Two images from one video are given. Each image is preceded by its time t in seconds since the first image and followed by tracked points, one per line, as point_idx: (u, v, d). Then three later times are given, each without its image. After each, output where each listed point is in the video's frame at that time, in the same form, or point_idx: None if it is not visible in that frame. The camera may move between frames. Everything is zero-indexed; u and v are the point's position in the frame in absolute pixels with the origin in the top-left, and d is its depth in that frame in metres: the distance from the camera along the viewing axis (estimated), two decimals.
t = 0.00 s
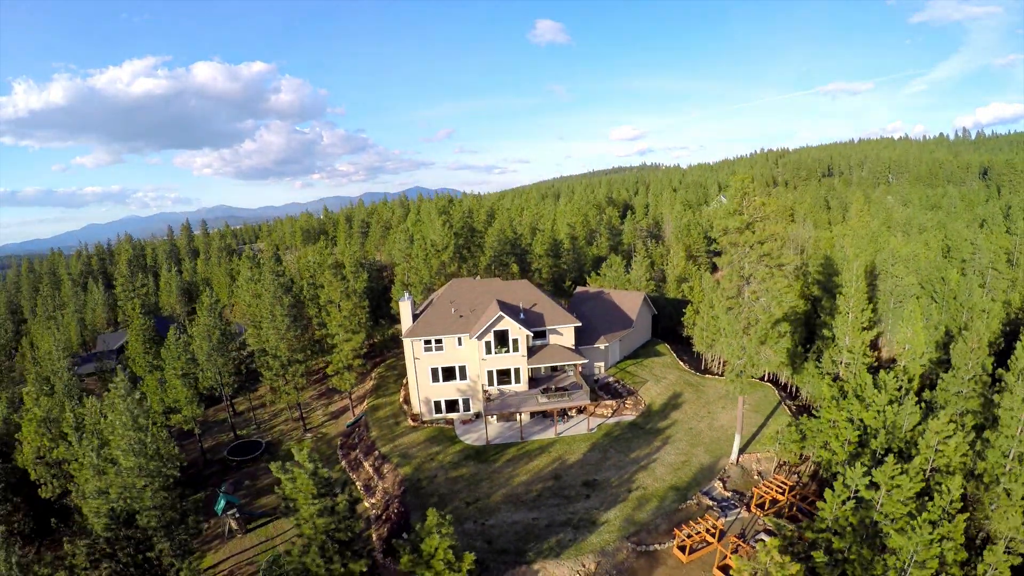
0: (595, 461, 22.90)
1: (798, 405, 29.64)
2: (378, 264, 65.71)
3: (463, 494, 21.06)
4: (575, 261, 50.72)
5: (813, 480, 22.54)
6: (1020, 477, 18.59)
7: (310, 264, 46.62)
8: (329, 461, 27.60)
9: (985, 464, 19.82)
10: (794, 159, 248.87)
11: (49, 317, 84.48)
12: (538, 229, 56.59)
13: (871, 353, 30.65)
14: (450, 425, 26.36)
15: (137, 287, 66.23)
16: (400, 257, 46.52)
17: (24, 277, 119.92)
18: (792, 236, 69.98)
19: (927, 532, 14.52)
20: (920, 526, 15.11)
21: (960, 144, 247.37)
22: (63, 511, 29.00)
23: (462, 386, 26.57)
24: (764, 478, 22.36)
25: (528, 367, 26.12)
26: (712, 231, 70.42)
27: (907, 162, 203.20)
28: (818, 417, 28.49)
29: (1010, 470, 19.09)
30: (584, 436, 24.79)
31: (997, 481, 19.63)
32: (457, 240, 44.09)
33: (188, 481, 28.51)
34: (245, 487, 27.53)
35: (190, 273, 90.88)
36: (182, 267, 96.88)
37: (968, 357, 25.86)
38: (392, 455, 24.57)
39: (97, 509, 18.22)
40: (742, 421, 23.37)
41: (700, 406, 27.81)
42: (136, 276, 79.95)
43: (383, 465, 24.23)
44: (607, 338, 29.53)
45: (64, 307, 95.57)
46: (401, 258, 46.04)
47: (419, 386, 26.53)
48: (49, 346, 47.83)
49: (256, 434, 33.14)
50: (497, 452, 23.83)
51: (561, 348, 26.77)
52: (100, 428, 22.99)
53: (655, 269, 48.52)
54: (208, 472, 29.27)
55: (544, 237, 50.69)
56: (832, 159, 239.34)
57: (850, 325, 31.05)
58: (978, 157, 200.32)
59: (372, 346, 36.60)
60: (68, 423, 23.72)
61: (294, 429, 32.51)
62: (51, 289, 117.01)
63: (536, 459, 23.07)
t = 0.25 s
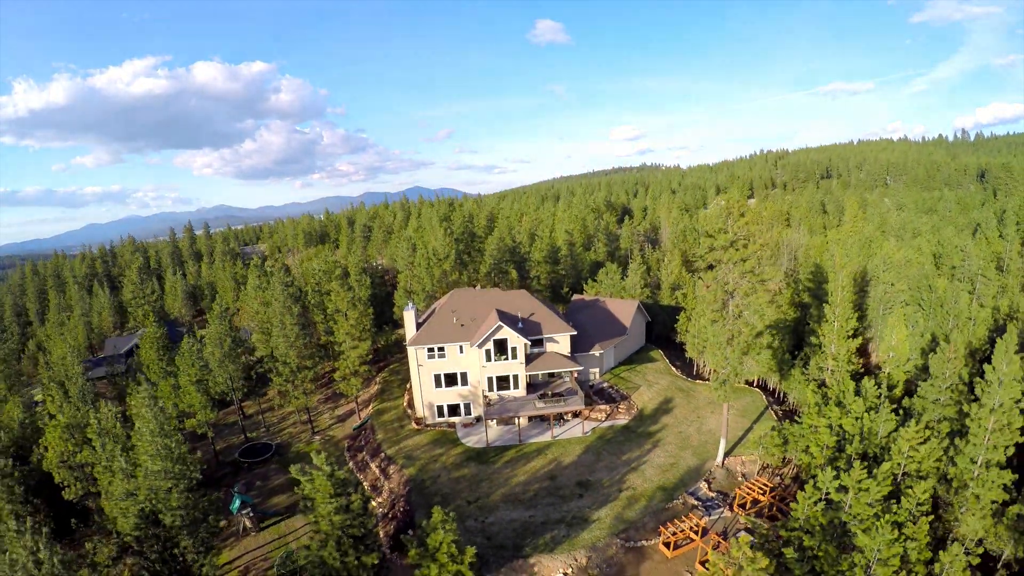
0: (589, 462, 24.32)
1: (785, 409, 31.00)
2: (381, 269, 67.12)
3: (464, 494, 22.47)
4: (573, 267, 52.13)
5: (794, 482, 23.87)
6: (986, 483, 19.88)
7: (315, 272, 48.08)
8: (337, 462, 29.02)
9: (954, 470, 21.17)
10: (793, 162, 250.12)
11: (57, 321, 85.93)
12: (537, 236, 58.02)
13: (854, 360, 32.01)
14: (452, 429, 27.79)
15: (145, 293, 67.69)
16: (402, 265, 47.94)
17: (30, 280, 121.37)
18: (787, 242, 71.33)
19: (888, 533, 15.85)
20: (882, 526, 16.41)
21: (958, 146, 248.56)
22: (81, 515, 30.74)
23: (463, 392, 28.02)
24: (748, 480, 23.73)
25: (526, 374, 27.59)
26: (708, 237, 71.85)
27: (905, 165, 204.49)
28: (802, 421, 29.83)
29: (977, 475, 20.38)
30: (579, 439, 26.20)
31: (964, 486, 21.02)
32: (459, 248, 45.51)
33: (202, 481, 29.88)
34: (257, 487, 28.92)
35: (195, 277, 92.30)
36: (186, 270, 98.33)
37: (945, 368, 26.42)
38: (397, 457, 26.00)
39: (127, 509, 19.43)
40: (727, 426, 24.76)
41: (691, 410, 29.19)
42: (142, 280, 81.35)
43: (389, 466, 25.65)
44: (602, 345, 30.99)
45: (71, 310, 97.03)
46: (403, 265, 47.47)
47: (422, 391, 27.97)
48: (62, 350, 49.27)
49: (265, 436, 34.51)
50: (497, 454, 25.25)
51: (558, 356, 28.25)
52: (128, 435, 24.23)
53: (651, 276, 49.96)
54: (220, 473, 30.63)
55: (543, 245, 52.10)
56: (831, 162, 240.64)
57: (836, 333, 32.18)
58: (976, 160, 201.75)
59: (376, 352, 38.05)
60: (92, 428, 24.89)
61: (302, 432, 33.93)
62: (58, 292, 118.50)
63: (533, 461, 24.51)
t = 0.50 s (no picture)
0: (582, 464, 25.77)
1: (771, 412, 32.35)
2: (384, 274, 68.56)
3: (465, 493, 23.93)
4: (571, 273, 53.60)
5: (777, 483, 25.23)
6: (955, 487, 21.11)
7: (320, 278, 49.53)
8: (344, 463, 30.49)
9: (926, 474, 22.47)
10: (792, 163, 251.50)
11: (64, 324, 87.24)
12: (537, 242, 59.53)
13: (839, 365, 33.38)
14: (453, 431, 29.28)
15: (153, 298, 69.16)
16: (405, 271, 49.39)
17: (37, 282, 122.94)
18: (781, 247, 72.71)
19: (854, 532, 16.89)
20: (850, 526, 17.55)
21: (956, 148, 249.90)
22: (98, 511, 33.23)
23: (464, 396, 29.53)
24: (733, 481, 25.13)
25: (524, 379, 29.10)
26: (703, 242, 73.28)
27: (903, 167, 205.88)
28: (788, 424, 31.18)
29: (947, 479, 21.64)
30: (574, 442, 27.65)
31: (935, 490, 22.35)
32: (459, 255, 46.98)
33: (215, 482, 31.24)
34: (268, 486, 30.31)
35: (200, 280, 93.71)
36: (191, 273, 99.83)
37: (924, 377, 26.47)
38: (402, 459, 27.48)
39: (154, 509, 20.64)
40: (714, 430, 26.18)
41: (681, 414, 30.61)
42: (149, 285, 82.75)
43: (395, 467, 27.14)
44: (596, 351, 32.51)
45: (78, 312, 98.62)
46: (406, 272, 48.93)
47: (425, 395, 29.46)
48: (74, 355, 50.74)
49: (274, 438, 35.93)
50: (496, 456, 26.71)
51: (554, 362, 29.76)
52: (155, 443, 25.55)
53: (646, 282, 51.41)
54: (232, 474, 32.00)
55: (541, 251, 53.57)
56: (829, 163, 242.05)
57: (822, 340, 33.48)
58: (973, 161, 202.98)
59: (380, 356, 39.52)
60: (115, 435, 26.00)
61: (309, 433, 35.40)
62: (64, 294, 120.06)
63: (530, 462, 25.99)
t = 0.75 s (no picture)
0: (577, 466, 27.26)
1: (760, 417, 33.73)
2: (387, 280, 70.06)
3: (466, 494, 25.41)
4: (569, 280, 55.09)
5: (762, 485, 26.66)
6: (926, 491, 22.43)
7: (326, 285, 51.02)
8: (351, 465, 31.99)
9: (900, 478, 23.83)
10: (791, 166, 252.88)
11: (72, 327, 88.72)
12: (536, 250, 61.05)
13: (825, 372, 34.80)
14: (455, 434, 30.79)
15: (160, 303, 70.69)
16: (408, 279, 50.90)
17: (44, 286, 124.63)
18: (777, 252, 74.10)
19: (826, 532, 18.22)
20: (822, 527, 18.84)
21: (955, 150, 251.11)
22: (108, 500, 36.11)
23: (466, 401, 31.04)
24: (720, 483, 26.56)
25: (523, 386, 30.60)
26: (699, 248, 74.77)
27: (900, 170, 207.16)
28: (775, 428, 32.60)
29: (920, 484, 22.96)
30: (570, 446, 29.12)
31: (909, 493, 23.70)
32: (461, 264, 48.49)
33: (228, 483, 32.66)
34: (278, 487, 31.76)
35: (205, 284, 95.23)
36: (196, 276, 101.38)
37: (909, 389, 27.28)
38: (406, 461, 28.98)
39: (178, 510, 22.01)
40: (702, 435, 27.61)
41: (672, 419, 32.06)
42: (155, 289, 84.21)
43: (400, 469, 28.62)
44: (592, 358, 34.03)
45: (85, 316, 100.27)
46: (409, 280, 50.44)
47: (429, 401, 30.97)
48: (86, 359, 52.24)
49: (283, 440, 37.35)
50: (496, 458, 28.21)
51: (552, 369, 31.30)
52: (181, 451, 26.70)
53: (642, 289, 52.88)
54: (244, 475, 33.39)
55: (540, 259, 55.08)
56: (828, 166, 243.46)
57: (809, 348, 34.85)
58: (971, 164, 204.11)
59: (384, 362, 41.02)
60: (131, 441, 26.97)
61: (317, 436, 36.88)
62: (71, 298, 121.78)
63: (528, 464, 27.50)
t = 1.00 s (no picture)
0: (573, 468, 28.61)
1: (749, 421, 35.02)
2: (389, 284, 71.41)
3: (467, 495, 26.74)
4: (567, 286, 56.46)
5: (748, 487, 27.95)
6: (903, 495, 23.70)
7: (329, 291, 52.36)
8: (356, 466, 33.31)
9: (878, 481, 25.08)
10: (789, 167, 254.21)
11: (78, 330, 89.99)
12: (535, 255, 62.47)
13: (812, 377, 36.13)
14: (456, 437, 32.16)
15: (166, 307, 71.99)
16: (410, 285, 52.26)
17: (48, 289, 125.87)
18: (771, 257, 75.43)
19: (802, 533, 19.40)
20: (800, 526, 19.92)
21: (952, 152, 252.61)
22: (121, 494, 38.88)
23: (467, 405, 32.41)
24: (708, 485, 27.86)
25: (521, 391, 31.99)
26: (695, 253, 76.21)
27: (897, 172, 208.62)
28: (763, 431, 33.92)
29: (897, 488, 24.21)
30: (566, 448, 30.46)
31: (887, 496, 25.01)
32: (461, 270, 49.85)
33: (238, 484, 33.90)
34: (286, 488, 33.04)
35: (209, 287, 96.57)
36: (199, 279, 102.61)
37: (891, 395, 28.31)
38: (410, 463, 30.32)
39: (197, 511, 23.26)
40: (691, 439, 28.94)
41: (665, 422, 33.40)
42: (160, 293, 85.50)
43: (404, 470, 29.96)
44: (587, 364, 35.41)
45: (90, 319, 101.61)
46: (411, 286, 51.81)
47: (431, 405, 32.34)
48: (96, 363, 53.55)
49: (290, 443, 38.63)
50: (495, 460, 29.56)
51: (549, 375, 32.68)
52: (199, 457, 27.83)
53: (637, 295, 54.17)
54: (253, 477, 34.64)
55: (539, 265, 56.49)
56: (826, 168, 244.86)
57: (796, 355, 36.15)
58: (967, 166, 205.58)
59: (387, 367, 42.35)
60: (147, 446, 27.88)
61: (323, 439, 38.21)
62: (75, 301, 122.95)
63: (526, 466, 28.86)
